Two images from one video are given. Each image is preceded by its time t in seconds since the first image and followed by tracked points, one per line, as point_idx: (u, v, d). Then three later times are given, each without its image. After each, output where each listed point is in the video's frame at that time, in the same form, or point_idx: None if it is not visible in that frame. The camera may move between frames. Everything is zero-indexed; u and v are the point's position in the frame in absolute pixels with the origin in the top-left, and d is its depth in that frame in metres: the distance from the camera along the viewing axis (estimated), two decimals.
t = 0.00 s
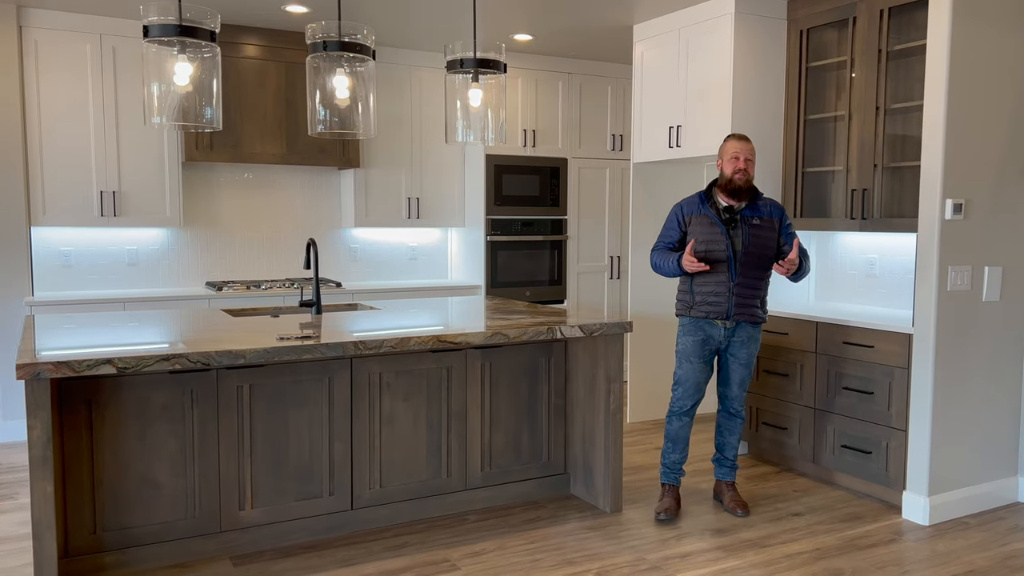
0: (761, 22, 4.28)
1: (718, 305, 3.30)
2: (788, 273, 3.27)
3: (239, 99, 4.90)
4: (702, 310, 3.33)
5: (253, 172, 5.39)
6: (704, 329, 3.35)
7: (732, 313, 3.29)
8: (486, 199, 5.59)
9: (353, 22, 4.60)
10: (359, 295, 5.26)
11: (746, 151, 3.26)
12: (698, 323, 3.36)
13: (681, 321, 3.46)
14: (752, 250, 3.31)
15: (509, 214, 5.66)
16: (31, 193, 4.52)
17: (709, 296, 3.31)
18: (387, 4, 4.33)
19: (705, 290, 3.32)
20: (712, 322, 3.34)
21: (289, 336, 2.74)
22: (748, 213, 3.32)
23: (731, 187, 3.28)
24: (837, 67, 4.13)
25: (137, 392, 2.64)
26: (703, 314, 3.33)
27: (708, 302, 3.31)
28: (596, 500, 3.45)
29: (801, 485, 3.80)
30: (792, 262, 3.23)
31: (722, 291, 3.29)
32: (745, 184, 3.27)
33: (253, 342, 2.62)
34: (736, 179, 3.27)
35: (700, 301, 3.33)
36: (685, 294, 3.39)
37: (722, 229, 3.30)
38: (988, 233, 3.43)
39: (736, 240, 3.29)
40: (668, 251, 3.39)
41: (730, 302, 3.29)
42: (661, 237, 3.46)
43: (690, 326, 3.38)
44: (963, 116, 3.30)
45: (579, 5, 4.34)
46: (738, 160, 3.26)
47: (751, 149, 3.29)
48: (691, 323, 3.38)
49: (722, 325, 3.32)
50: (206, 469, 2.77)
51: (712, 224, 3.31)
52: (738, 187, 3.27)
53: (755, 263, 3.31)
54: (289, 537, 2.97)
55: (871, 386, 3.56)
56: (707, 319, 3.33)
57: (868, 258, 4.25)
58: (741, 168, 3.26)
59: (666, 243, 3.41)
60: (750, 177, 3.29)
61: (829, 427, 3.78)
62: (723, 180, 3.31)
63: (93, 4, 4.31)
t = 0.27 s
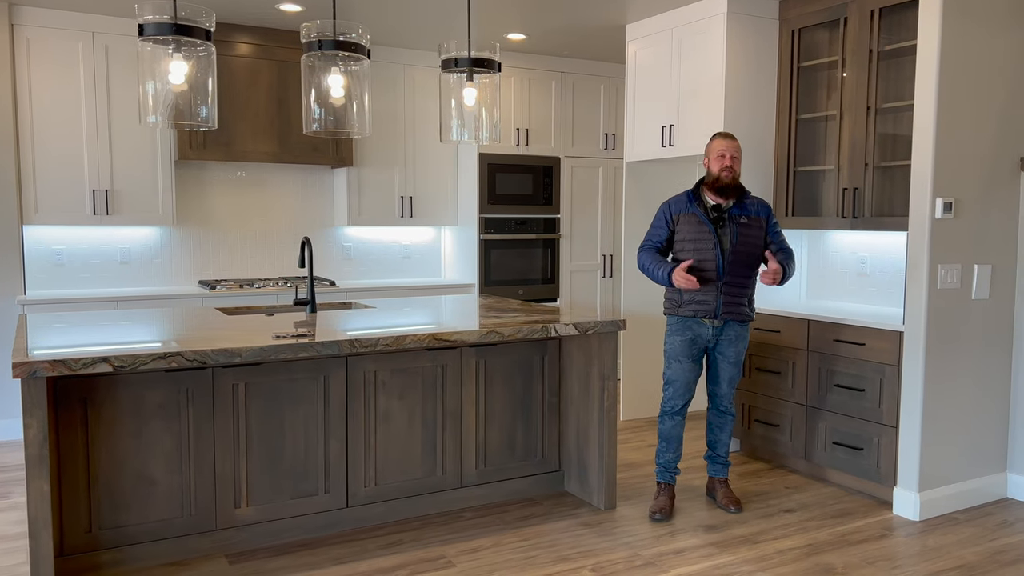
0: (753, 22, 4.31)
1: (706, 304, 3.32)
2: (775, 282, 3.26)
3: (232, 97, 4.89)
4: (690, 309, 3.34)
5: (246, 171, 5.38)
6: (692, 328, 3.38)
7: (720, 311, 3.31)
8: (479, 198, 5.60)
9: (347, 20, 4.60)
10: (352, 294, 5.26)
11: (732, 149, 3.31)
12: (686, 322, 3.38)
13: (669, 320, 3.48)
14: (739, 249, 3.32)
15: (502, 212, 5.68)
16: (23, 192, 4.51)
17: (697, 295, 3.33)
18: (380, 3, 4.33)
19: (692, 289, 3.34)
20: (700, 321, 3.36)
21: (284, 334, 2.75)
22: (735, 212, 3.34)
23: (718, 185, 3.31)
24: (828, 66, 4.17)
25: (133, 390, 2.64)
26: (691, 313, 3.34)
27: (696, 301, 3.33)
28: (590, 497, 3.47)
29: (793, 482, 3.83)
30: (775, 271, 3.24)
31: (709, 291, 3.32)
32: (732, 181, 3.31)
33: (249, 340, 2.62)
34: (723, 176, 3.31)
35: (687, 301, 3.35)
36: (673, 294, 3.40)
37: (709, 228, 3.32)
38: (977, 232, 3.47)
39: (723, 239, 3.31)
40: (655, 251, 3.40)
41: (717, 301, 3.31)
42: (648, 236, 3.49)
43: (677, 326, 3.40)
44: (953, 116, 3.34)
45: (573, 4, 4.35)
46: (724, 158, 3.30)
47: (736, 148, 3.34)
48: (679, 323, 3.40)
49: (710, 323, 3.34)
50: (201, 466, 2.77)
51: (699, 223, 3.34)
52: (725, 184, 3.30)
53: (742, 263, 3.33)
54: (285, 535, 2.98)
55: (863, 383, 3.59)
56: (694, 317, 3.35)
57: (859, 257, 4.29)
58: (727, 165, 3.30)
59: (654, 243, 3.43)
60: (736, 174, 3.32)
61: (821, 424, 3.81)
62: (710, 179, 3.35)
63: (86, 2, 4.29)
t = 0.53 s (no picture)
0: (748, 22, 4.32)
1: (695, 305, 3.33)
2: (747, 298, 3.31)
3: (226, 97, 4.89)
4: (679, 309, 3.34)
5: (241, 170, 5.37)
6: (681, 328, 3.38)
7: (710, 311, 3.33)
8: (474, 198, 5.61)
9: (342, 20, 4.60)
10: (347, 294, 5.26)
11: (710, 147, 3.32)
12: (674, 322, 3.39)
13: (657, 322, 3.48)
14: (727, 249, 3.36)
15: (496, 212, 5.69)
16: (17, 191, 4.49)
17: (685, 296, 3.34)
18: (375, 3, 4.34)
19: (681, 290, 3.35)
20: (688, 321, 3.37)
21: (281, 334, 2.75)
22: (724, 212, 3.38)
23: (703, 184, 3.32)
24: (821, 67, 4.19)
25: (130, 390, 2.64)
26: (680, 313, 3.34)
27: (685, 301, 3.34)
28: (586, 496, 3.48)
29: (787, 480, 3.86)
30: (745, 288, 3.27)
31: (699, 293, 3.32)
32: (715, 179, 3.32)
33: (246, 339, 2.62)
34: (705, 174, 3.32)
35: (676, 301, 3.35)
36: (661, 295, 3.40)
37: (699, 228, 3.34)
38: (969, 232, 3.50)
39: (713, 238, 3.34)
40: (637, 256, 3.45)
41: (707, 302, 3.32)
42: (632, 237, 3.48)
43: (666, 327, 3.41)
44: (945, 117, 3.36)
45: (568, 5, 4.36)
46: (703, 157, 3.32)
47: (716, 146, 3.35)
48: (668, 323, 3.40)
49: (699, 323, 3.35)
50: (198, 466, 2.77)
51: (689, 223, 3.34)
52: (709, 183, 3.31)
53: (729, 264, 3.37)
54: (282, 534, 2.99)
55: (857, 382, 3.62)
56: (684, 318, 3.36)
57: (852, 256, 4.32)
58: (708, 164, 3.31)
59: (637, 245, 3.46)
60: (718, 172, 3.33)
61: (815, 423, 3.83)
62: (693, 179, 3.35)
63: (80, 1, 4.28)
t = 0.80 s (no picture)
0: (744, 23, 4.34)
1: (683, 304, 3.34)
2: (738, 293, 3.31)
3: (223, 97, 4.88)
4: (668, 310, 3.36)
5: (238, 171, 5.38)
6: (670, 329, 3.39)
7: (698, 311, 3.34)
8: (470, 199, 5.61)
9: (339, 21, 4.60)
10: (344, 294, 5.26)
11: (689, 148, 3.36)
12: (663, 324, 3.40)
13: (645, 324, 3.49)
14: (714, 248, 3.37)
15: (493, 213, 5.69)
16: (13, 192, 4.48)
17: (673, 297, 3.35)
18: (372, 4, 4.34)
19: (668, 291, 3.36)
20: (677, 322, 3.38)
21: (279, 335, 2.75)
22: (709, 211, 3.38)
23: (686, 185, 3.34)
24: (817, 69, 4.21)
25: (129, 390, 2.64)
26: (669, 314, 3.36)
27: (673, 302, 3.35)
28: (584, 496, 3.49)
29: (784, 480, 3.87)
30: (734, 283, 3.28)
31: (687, 293, 3.34)
32: (697, 179, 3.34)
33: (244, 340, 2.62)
34: (687, 175, 3.34)
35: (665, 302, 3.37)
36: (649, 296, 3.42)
37: (684, 228, 3.35)
38: (965, 232, 3.52)
39: (699, 238, 3.36)
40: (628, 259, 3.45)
41: (695, 302, 3.34)
42: (621, 241, 3.51)
43: (655, 329, 3.41)
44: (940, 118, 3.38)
45: (565, 6, 4.37)
46: (684, 157, 3.36)
47: (696, 147, 3.39)
48: (656, 325, 3.41)
49: (688, 323, 3.36)
50: (197, 467, 2.77)
51: (674, 224, 3.37)
52: (691, 183, 3.34)
53: (716, 263, 3.37)
54: (281, 535, 2.99)
55: (853, 382, 3.63)
56: (672, 318, 3.37)
57: (848, 257, 4.34)
58: (689, 164, 3.34)
59: (627, 249, 3.47)
60: (701, 172, 3.36)
61: (811, 423, 3.85)
62: (676, 180, 3.38)
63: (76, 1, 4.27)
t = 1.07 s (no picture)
0: (741, 25, 4.35)
1: (673, 305, 3.34)
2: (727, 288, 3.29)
3: (221, 98, 4.89)
4: (658, 312, 3.37)
5: (236, 172, 5.38)
6: (662, 331, 3.40)
7: (688, 311, 3.34)
8: (468, 200, 5.62)
9: (337, 23, 4.60)
10: (342, 296, 5.26)
11: (676, 149, 3.34)
12: (655, 326, 3.41)
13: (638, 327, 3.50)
14: (700, 247, 3.37)
15: (491, 214, 5.70)
16: (11, 194, 4.47)
17: (663, 298, 3.37)
18: (371, 6, 4.35)
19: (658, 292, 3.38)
20: (668, 323, 3.39)
21: (279, 336, 2.75)
22: (695, 211, 3.39)
23: (670, 187, 3.35)
24: (815, 70, 4.23)
25: (128, 391, 2.64)
26: (659, 315, 3.37)
27: (662, 303, 3.36)
28: (583, 496, 3.49)
29: (782, 480, 3.88)
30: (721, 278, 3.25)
31: (675, 293, 3.35)
32: (682, 181, 3.34)
33: (244, 341, 2.62)
34: (673, 177, 3.34)
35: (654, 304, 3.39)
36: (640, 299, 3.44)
37: (670, 229, 3.37)
38: (962, 233, 3.53)
39: (686, 238, 3.36)
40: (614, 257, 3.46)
41: (683, 302, 3.34)
42: (610, 244, 3.53)
43: (647, 331, 3.42)
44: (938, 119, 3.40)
45: (563, 8, 4.38)
46: (670, 159, 3.35)
47: (683, 147, 3.37)
48: (648, 327, 3.42)
49: (679, 324, 3.36)
50: (196, 468, 2.77)
51: (660, 225, 3.39)
52: (676, 185, 3.34)
53: (704, 262, 3.37)
54: (281, 536, 2.99)
55: (852, 383, 3.64)
56: (663, 320, 3.38)
57: (846, 258, 4.35)
58: (675, 166, 3.34)
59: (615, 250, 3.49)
60: (686, 174, 3.35)
61: (810, 423, 3.86)
62: (662, 182, 3.38)
63: (74, 2, 4.27)
